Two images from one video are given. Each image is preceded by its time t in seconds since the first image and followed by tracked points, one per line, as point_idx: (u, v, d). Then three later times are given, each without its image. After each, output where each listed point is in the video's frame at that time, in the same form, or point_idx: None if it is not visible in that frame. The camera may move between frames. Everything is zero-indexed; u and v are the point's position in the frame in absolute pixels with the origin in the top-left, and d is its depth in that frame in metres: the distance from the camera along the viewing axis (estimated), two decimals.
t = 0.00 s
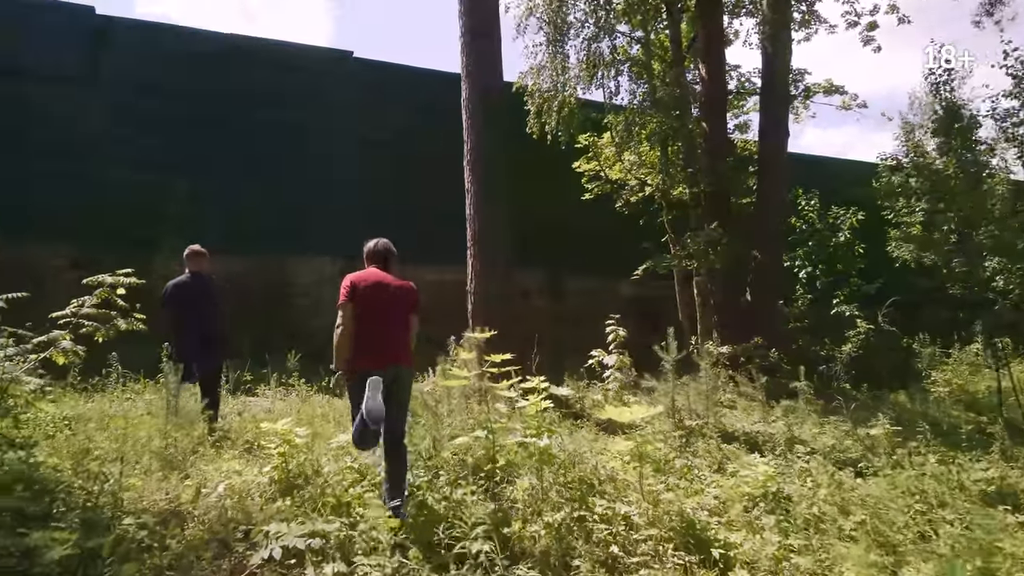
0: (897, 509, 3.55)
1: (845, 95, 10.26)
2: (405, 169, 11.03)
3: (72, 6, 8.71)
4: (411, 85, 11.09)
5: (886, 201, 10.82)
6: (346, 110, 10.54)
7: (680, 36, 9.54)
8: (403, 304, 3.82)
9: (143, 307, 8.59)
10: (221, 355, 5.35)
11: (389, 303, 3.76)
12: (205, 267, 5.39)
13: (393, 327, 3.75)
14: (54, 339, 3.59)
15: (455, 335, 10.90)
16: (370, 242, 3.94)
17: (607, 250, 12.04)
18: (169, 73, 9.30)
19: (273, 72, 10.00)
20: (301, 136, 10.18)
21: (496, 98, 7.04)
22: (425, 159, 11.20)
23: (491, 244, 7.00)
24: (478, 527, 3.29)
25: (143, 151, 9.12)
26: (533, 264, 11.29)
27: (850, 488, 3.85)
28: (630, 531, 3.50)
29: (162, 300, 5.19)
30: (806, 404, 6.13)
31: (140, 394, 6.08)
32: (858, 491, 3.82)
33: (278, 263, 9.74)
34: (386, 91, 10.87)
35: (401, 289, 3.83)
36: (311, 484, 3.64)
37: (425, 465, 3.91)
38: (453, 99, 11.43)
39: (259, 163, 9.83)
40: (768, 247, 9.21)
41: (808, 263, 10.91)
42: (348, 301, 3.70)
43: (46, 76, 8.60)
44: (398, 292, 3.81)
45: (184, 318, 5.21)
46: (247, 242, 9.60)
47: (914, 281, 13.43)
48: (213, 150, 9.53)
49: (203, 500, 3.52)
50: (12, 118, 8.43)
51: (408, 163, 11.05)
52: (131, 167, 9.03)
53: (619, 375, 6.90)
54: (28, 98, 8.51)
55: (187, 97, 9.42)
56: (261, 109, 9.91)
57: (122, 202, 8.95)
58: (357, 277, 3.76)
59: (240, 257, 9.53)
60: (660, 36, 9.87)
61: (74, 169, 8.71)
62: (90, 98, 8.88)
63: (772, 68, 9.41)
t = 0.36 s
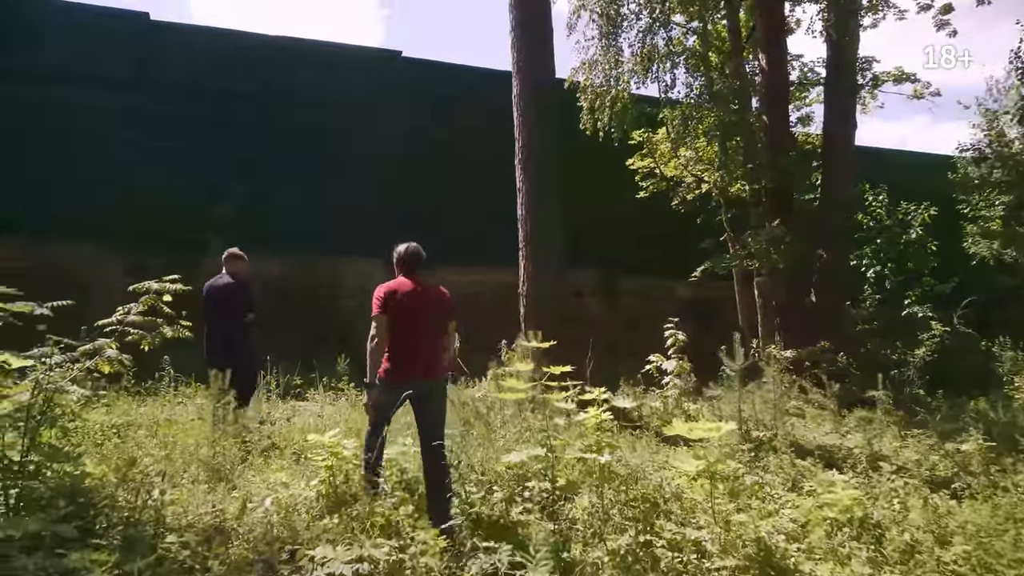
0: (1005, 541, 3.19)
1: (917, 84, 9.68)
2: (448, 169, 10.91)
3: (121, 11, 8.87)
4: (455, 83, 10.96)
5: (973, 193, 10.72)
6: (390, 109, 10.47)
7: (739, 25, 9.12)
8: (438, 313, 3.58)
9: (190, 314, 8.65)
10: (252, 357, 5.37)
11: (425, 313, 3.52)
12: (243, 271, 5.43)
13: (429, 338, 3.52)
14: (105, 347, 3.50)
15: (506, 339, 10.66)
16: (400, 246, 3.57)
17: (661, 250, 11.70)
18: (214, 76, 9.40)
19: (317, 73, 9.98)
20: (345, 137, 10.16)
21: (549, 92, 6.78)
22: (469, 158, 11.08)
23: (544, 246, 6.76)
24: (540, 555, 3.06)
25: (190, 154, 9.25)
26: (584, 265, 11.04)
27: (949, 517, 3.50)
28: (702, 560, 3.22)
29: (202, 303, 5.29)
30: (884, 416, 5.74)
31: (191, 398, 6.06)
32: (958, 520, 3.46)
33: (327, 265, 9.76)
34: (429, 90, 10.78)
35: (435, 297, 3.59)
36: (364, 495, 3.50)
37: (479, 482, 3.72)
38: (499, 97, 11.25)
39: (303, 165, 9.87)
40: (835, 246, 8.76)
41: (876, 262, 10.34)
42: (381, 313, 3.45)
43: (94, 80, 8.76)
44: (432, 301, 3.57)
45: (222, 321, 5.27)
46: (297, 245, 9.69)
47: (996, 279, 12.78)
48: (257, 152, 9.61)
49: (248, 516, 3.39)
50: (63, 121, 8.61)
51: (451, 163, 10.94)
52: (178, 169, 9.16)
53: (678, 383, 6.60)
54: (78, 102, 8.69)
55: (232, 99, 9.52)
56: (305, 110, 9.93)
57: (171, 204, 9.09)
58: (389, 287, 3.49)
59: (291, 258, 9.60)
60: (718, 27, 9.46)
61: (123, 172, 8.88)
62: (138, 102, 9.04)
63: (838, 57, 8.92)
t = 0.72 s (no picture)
0: None
1: (996, 68, 9.07)
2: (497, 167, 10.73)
3: (164, 13, 8.93)
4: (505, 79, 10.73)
5: None
6: (438, 107, 10.33)
7: (802, 10, 8.63)
8: (454, 293, 3.73)
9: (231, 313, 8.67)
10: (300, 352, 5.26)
11: (439, 294, 3.66)
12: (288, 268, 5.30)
13: (447, 319, 3.67)
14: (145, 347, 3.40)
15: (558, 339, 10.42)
16: (413, 228, 3.71)
17: (718, 246, 11.31)
18: (263, 77, 9.46)
19: (365, 72, 9.92)
20: (393, 136, 10.08)
21: (601, 85, 6.53)
22: (518, 156, 10.88)
23: (598, 244, 6.49)
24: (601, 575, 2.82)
25: (240, 154, 9.35)
26: (636, 264, 10.70)
27: None
28: None
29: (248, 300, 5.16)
30: (971, 425, 5.34)
31: (238, 399, 5.99)
32: None
33: (375, 264, 9.71)
34: (478, 86, 10.58)
35: (450, 278, 3.73)
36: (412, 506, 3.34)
37: (532, 493, 3.52)
38: (548, 91, 10.94)
39: (351, 164, 9.85)
40: (909, 241, 8.24)
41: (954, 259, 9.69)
42: (396, 295, 3.61)
43: (130, 81, 8.87)
44: (447, 281, 3.72)
45: (266, 319, 5.15)
46: (346, 245, 9.69)
47: None
48: (306, 152, 9.64)
49: (290, 524, 3.24)
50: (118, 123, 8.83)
51: (500, 160, 10.75)
52: (228, 170, 9.28)
53: (739, 386, 6.28)
54: (133, 105, 8.90)
55: (281, 100, 9.58)
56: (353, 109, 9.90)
57: (222, 204, 9.20)
58: (403, 269, 3.65)
59: (342, 258, 9.61)
60: (779, 14, 9.03)
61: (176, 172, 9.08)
62: (190, 103, 9.20)
63: (910, 41, 8.37)
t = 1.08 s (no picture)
0: None
1: None
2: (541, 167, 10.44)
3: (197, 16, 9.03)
4: (549, 77, 10.46)
5: None
6: (481, 107, 10.11)
7: None
8: (488, 294, 3.56)
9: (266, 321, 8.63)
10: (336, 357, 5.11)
11: (472, 295, 3.51)
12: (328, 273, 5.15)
13: (477, 322, 3.50)
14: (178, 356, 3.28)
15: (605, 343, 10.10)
16: (450, 226, 3.60)
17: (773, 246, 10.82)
18: (304, 80, 9.47)
19: (405, 73, 9.82)
20: (434, 137, 9.93)
21: (652, 80, 6.22)
22: (563, 155, 10.55)
23: (648, 245, 6.20)
24: None
25: (280, 158, 9.37)
26: (683, 265, 10.35)
27: None
28: None
29: (286, 305, 5.02)
30: None
31: (279, 404, 5.90)
32: None
33: (417, 267, 9.57)
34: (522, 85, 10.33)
35: (484, 278, 3.57)
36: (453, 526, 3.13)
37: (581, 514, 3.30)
38: (593, 88, 10.61)
39: (391, 166, 9.74)
40: (982, 243, 7.68)
41: None
42: (427, 295, 3.50)
43: (163, 84, 9.02)
44: (481, 282, 3.56)
45: (304, 325, 5.00)
46: (388, 247, 9.55)
47: None
48: (346, 154, 9.58)
49: (324, 546, 3.07)
50: (162, 128, 9.01)
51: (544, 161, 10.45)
52: (269, 173, 9.31)
53: (799, 396, 5.93)
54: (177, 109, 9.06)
55: (322, 103, 9.55)
56: (393, 111, 9.78)
57: (264, 208, 9.21)
58: (437, 269, 3.53)
59: (384, 260, 9.49)
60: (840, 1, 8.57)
61: (218, 176, 9.16)
62: (233, 108, 9.29)
63: (983, 27, 7.86)
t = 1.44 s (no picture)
0: None
1: None
2: (564, 167, 10.22)
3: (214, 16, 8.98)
4: (570, 76, 10.26)
5: None
6: (502, 106, 9.91)
7: None
8: (519, 304, 3.43)
9: (284, 322, 8.51)
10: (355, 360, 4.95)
11: (503, 305, 3.38)
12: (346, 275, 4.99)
13: (509, 331, 3.37)
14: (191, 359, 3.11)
15: (629, 346, 9.87)
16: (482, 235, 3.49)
17: (801, 248, 10.53)
18: (322, 80, 9.37)
19: (425, 72, 9.68)
20: (454, 137, 9.77)
21: (681, 75, 6.01)
22: (585, 155, 10.32)
23: (677, 245, 5.98)
24: None
25: (298, 158, 9.27)
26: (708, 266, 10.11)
27: None
28: None
29: (304, 308, 4.88)
30: None
31: (296, 408, 5.75)
32: None
33: (437, 268, 9.40)
34: (543, 85, 10.14)
35: (517, 286, 3.45)
36: (482, 542, 2.93)
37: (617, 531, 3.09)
38: (616, 85, 10.40)
39: (411, 167, 9.60)
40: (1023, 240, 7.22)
41: None
42: (459, 305, 3.36)
43: (180, 84, 8.95)
44: (512, 291, 3.43)
45: (323, 327, 4.85)
46: (408, 248, 9.38)
47: None
48: (365, 154, 9.44)
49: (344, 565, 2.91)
50: (181, 129, 8.94)
51: (566, 161, 10.24)
52: (287, 173, 9.19)
53: (836, 402, 5.68)
54: (196, 110, 8.99)
55: (341, 103, 9.43)
56: (413, 111, 9.65)
57: (281, 209, 9.09)
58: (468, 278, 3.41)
59: (403, 261, 9.32)
60: None
61: (236, 177, 9.05)
62: (251, 108, 9.20)
63: None
